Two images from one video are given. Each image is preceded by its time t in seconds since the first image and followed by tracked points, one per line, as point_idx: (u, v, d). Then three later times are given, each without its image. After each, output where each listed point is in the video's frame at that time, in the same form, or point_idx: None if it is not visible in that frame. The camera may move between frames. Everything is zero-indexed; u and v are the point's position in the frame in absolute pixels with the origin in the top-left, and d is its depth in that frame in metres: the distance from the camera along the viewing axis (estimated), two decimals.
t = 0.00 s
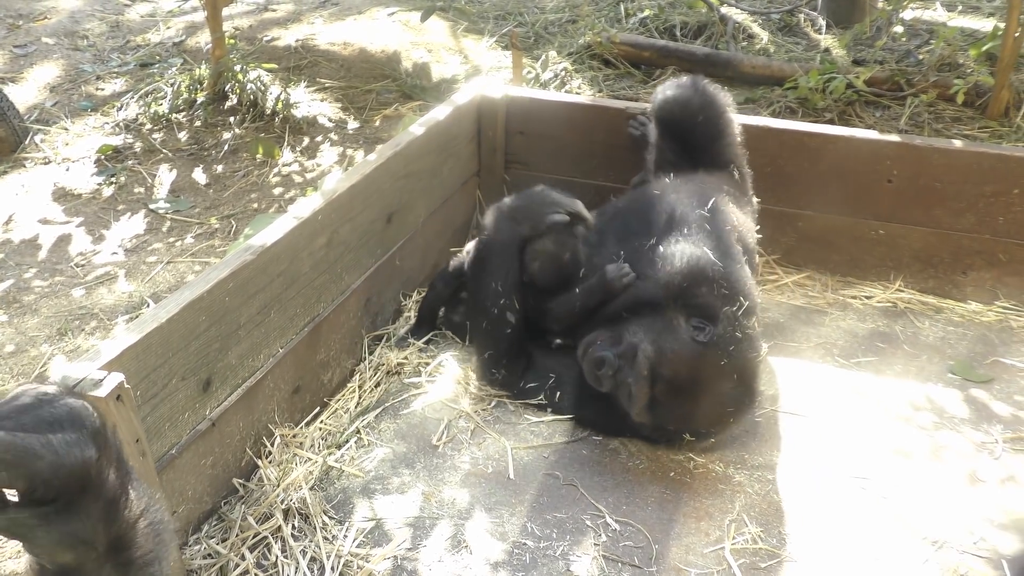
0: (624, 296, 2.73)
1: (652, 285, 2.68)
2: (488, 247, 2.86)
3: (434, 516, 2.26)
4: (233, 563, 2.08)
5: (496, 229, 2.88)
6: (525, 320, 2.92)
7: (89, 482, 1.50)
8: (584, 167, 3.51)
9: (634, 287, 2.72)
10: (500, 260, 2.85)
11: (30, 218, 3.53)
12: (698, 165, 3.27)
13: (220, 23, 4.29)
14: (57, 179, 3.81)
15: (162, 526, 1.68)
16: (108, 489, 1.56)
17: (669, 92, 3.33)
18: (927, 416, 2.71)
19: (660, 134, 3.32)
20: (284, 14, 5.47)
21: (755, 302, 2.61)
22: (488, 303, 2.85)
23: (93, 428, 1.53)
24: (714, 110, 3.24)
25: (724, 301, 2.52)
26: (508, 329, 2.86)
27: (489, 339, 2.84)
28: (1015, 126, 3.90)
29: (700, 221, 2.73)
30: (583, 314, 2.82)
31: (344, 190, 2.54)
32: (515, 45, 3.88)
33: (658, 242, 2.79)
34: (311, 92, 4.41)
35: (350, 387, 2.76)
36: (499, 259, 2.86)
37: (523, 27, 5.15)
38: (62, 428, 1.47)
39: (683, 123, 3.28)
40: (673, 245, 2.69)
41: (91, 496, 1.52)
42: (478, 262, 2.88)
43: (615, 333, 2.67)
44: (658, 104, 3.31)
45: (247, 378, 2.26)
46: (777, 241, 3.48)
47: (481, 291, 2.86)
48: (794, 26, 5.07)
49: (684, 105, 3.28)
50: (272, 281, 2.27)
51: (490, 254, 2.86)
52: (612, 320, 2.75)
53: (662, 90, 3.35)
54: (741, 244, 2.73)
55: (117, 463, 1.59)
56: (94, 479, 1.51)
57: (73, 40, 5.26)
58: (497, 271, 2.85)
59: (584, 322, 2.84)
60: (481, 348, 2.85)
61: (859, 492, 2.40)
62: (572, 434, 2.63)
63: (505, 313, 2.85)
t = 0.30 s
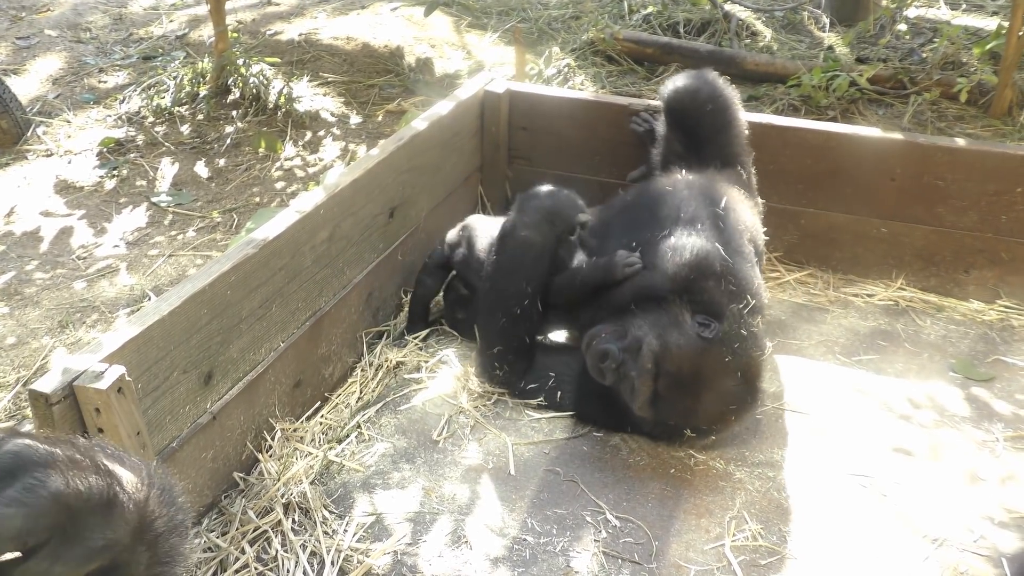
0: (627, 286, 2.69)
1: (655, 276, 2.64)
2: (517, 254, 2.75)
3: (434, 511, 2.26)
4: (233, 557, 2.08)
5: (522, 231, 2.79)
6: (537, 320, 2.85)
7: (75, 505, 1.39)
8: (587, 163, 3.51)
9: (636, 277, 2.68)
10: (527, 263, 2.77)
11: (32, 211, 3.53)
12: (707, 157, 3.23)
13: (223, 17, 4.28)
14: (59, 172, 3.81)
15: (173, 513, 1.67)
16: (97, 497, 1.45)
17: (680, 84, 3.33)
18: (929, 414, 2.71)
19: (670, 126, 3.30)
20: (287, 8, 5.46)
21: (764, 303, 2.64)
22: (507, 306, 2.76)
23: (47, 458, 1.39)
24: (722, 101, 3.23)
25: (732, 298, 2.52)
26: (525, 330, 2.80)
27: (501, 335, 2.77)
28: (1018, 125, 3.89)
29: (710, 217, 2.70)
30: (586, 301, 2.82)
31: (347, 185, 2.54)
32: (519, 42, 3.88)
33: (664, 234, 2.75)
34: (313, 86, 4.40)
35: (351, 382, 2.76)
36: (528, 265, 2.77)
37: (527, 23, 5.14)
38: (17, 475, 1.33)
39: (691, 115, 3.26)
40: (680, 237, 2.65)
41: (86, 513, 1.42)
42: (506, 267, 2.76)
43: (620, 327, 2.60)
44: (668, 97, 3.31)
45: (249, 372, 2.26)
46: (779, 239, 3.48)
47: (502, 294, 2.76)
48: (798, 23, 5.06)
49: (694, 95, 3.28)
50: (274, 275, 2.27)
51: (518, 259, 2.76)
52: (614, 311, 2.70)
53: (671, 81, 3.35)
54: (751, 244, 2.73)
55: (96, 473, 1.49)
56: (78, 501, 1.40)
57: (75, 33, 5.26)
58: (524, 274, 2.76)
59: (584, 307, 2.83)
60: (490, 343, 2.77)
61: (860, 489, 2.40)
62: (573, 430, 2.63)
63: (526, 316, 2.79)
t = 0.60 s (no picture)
0: (628, 279, 2.72)
1: (655, 267, 2.66)
2: (518, 252, 2.78)
3: (430, 514, 2.26)
4: (228, 560, 2.08)
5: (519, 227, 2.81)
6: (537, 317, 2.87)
7: (118, 501, 1.41)
8: (584, 167, 3.51)
9: (637, 269, 2.71)
10: (529, 261, 2.80)
11: (28, 212, 3.52)
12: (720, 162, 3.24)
13: (220, 19, 4.28)
14: (55, 173, 3.80)
15: (184, 526, 1.68)
16: (134, 497, 1.47)
17: (697, 87, 3.32)
18: (924, 419, 2.72)
19: (679, 129, 3.30)
20: (284, 11, 5.46)
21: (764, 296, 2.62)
22: (508, 304, 2.78)
23: (97, 450, 1.39)
24: (739, 108, 3.22)
25: (733, 290, 2.53)
26: (522, 328, 2.81)
27: (501, 334, 2.78)
28: (1013, 130, 3.90)
29: (712, 212, 2.69)
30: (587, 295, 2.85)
31: (344, 187, 2.54)
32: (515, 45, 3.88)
33: (664, 227, 2.77)
34: (310, 88, 4.41)
35: (347, 385, 2.77)
36: (528, 261, 2.80)
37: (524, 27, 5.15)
38: (71, 463, 1.32)
39: (704, 119, 3.26)
40: (681, 229, 2.68)
41: (123, 513, 1.43)
42: (507, 266, 2.78)
43: (620, 318, 2.63)
44: (682, 101, 3.31)
45: (245, 374, 2.25)
46: (775, 243, 3.48)
47: (503, 293, 2.77)
48: (795, 28, 5.08)
49: (712, 100, 3.27)
50: (270, 276, 2.27)
51: (516, 254, 2.79)
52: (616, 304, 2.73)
53: (689, 86, 3.33)
54: (755, 238, 2.72)
55: (133, 475, 1.50)
56: (120, 498, 1.41)
57: (72, 34, 5.26)
58: (527, 271, 2.79)
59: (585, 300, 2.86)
60: (490, 340, 2.78)
61: (855, 494, 2.40)
62: (569, 433, 2.63)
63: (525, 313, 2.81)
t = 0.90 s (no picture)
0: (632, 274, 2.76)
1: (658, 261, 2.68)
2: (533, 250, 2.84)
3: (430, 515, 2.26)
4: (229, 561, 2.07)
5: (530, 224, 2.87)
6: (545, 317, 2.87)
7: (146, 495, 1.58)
8: (584, 167, 3.52)
9: (640, 263, 2.74)
10: (544, 256, 2.84)
11: (29, 214, 3.52)
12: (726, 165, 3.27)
13: (220, 21, 4.29)
14: (55, 175, 3.81)
15: (192, 532, 1.77)
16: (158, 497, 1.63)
17: (706, 91, 3.37)
18: (925, 419, 2.71)
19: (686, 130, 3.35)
20: (284, 13, 5.47)
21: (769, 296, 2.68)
22: (522, 302, 2.79)
23: (129, 447, 1.57)
24: (747, 111, 3.26)
25: (737, 289, 2.57)
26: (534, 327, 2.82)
27: (512, 332, 2.78)
28: (1013, 130, 3.90)
29: (719, 212, 2.74)
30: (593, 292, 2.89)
31: (344, 188, 2.54)
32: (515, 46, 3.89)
33: (667, 222, 2.79)
34: (310, 90, 4.41)
35: (348, 386, 2.77)
36: (541, 258, 2.84)
37: (524, 28, 5.16)
38: (105, 456, 1.50)
39: (712, 122, 3.31)
40: (687, 223, 2.71)
41: (149, 509, 1.59)
42: (520, 262, 2.82)
43: (623, 316, 2.63)
44: (689, 103, 3.36)
45: (245, 376, 2.25)
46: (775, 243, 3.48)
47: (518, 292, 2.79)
48: (794, 28, 5.08)
49: (721, 103, 3.31)
50: (271, 278, 2.27)
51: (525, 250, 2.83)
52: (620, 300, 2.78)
53: (698, 89, 3.38)
54: (761, 240, 2.77)
55: (158, 476, 1.66)
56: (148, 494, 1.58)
57: (72, 36, 5.26)
58: (540, 267, 2.83)
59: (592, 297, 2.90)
60: (500, 339, 2.78)
61: (857, 494, 2.40)
62: (570, 435, 2.63)
63: (538, 310, 2.82)
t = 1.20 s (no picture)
0: (631, 262, 2.65)
1: (657, 250, 2.58)
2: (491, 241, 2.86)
3: (427, 517, 2.25)
4: (225, 563, 2.07)
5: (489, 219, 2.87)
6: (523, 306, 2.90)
7: (134, 496, 1.57)
8: (581, 170, 3.52)
9: (641, 250, 2.63)
10: (504, 249, 2.87)
11: (25, 216, 3.52)
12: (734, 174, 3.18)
13: (218, 24, 4.30)
14: (52, 177, 3.80)
15: (185, 530, 1.76)
16: (147, 497, 1.62)
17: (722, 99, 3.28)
18: (922, 421, 2.71)
19: (700, 132, 3.27)
20: (281, 15, 5.48)
21: (768, 300, 2.65)
22: (498, 294, 2.82)
23: (115, 448, 1.56)
24: (761, 121, 3.16)
25: (734, 291, 2.52)
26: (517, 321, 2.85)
27: (497, 326, 2.81)
28: (1010, 133, 3.92)
29: (725, 216, 2.70)
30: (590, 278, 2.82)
31: (341, 190, 2.55)
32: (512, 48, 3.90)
33: (670, 214, 2.71)
34: (308, 93, 4.42)
35: (345, 388, 2.77)
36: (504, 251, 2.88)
37: (521, 31, 5.17)
38: (91, 457, 1.49)
39: (722, 129, 3.21)
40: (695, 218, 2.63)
41: (137, 510, 1.58)
42: (486, 259, 2.84)
43: (618, 310, 2.60)
44: (704, 110, 3.27)
45: (242, 377, 2.25)
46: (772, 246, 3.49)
47: (487, 288, 2.82)
48: (791, 32, 5.10)
49: (735, 112, 3.21)
50: (267, 280, 2.27)
51: (483, 245, 2.85)
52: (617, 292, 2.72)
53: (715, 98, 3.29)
54: (761, 246, 2.74)
55: (146, 475, 1.65)
56: (136, 494, 1.58)
57: (69, 39, 5.26)
58: (504, 258, 2.87)
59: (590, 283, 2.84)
60: (487, 333, 2.80)
61: (854, 495, 2.40)
62: (568, 437, 2.62)
63: (515, 300, 2.85)
